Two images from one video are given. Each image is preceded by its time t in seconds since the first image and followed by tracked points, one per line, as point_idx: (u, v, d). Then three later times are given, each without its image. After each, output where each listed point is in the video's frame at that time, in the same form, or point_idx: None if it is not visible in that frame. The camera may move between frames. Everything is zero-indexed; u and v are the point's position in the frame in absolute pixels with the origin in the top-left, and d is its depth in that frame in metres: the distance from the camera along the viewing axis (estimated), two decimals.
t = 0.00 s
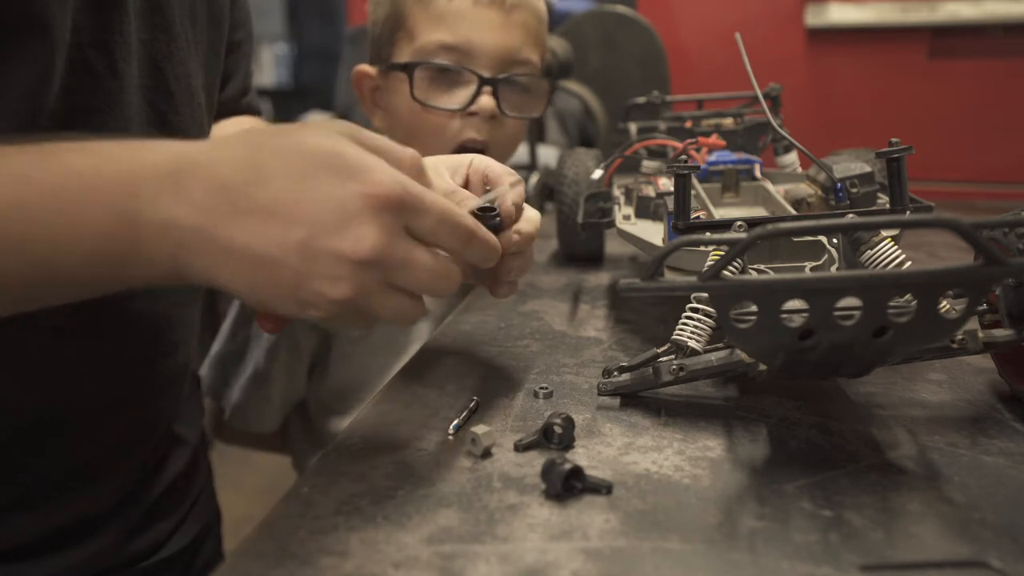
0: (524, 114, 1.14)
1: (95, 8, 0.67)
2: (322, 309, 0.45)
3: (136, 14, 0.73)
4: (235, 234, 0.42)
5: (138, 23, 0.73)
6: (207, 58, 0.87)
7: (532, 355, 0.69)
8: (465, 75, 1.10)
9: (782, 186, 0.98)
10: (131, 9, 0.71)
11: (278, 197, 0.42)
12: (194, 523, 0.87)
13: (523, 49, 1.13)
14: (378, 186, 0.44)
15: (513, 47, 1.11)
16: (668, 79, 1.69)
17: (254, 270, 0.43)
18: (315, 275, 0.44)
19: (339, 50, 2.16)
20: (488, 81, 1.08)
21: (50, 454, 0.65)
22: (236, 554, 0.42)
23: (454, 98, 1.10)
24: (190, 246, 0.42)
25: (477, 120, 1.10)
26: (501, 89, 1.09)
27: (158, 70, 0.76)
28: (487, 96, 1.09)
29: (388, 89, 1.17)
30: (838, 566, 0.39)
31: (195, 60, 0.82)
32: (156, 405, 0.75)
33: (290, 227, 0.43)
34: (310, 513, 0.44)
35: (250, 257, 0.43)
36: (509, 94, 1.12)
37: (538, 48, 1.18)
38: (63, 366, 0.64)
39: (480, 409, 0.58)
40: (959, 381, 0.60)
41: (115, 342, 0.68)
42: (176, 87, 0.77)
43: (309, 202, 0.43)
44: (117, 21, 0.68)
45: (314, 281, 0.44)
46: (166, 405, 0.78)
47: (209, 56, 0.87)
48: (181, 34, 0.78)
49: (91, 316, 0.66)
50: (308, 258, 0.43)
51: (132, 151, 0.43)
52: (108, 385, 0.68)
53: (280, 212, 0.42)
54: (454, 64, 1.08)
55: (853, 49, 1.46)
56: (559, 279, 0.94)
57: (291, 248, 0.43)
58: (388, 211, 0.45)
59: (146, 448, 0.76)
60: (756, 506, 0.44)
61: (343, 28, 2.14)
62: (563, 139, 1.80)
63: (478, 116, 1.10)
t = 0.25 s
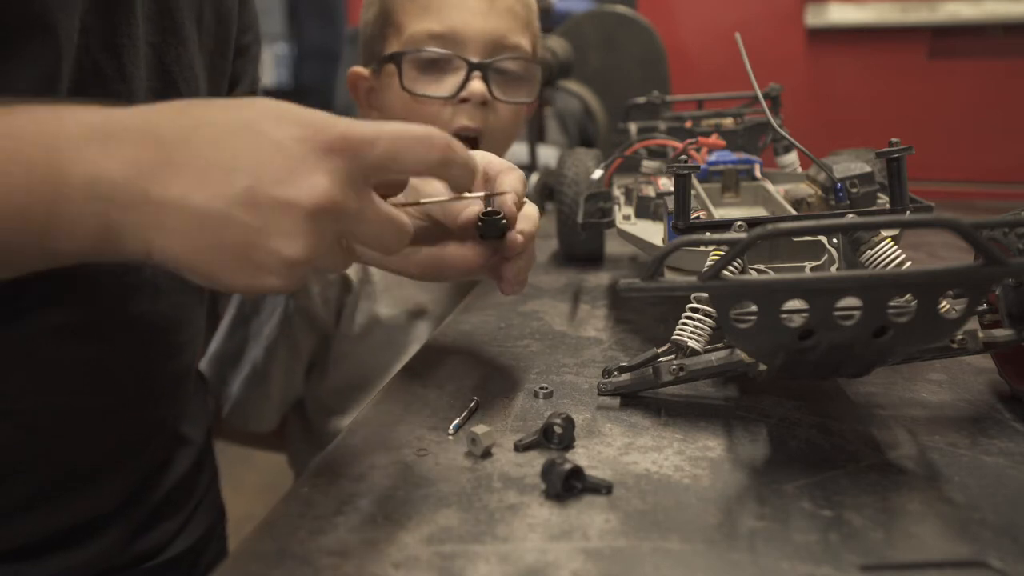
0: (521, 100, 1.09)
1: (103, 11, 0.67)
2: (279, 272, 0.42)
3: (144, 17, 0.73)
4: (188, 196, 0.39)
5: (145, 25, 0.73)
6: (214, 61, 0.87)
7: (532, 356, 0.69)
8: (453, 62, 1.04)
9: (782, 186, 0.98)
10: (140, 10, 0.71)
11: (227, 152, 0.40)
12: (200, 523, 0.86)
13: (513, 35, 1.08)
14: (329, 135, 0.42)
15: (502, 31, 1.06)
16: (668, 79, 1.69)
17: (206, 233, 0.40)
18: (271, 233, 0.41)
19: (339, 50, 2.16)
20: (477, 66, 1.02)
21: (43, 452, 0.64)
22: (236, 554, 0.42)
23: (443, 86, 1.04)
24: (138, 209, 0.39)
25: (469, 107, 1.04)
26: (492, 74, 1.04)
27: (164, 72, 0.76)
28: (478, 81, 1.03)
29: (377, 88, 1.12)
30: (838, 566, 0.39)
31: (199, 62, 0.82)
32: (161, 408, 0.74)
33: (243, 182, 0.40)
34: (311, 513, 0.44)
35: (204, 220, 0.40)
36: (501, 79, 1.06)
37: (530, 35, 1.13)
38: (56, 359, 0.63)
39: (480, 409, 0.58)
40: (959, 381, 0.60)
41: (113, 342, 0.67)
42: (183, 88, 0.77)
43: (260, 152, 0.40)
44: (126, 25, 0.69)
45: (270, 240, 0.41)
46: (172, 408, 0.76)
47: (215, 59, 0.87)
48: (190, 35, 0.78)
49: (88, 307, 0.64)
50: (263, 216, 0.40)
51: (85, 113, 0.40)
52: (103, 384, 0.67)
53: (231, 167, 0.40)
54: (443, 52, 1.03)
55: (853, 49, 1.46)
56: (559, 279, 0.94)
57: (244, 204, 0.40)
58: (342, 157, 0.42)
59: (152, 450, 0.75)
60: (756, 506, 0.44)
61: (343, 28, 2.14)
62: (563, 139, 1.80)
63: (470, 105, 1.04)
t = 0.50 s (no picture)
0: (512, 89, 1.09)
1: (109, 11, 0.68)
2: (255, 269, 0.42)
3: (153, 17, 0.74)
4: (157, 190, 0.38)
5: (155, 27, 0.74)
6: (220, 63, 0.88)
7: (532, 356, 0.69)
8: (442, 54, 1.04)
9: (782, 186, 0.98)
10: (149, 11, 0.72)
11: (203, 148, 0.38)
12: (203, 523, 0.87)
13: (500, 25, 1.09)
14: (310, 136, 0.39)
15: (489, 23, 1.07)
16: (668, 79, 1.69)
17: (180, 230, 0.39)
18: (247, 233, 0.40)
19: (339, 50, 2.17)
20: (466, 56, 1.03)
21: (44, 450, 0.64)
22: (235, 554, 0.42)
23: (432, 78, 1.04)
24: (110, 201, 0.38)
25: (459, 97, 1.04)
26: (481, 64, 1.04)
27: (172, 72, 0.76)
28: (467, 70, 1.03)
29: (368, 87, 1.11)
30: (838, 566, 0.39)
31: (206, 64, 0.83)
32: (166, 408, 0.74)
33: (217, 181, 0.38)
34: (311, 512, 0.44)
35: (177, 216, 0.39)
36: (489, 70, 1.06)
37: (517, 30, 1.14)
38: (56, 358, 0.63)
39: (480, 409, 0.58)
40: (959, 381, 0.60)
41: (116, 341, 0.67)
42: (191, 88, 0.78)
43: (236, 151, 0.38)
44: (135, 28, 0.69)
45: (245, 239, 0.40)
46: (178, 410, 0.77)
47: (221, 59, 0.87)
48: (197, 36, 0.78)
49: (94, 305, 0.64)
50: (239, 214, 0.39)
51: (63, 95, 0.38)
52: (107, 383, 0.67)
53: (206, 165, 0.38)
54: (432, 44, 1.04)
55: (853, 50, 1.46)
56: (559, 279, 0.94)
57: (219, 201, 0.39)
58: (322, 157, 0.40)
59: (158, 450, 0.76)
60: (756, 506, 0.44)
61: (343, 28, 2.15)
62: (563, 139, 1.81)
63: (460, 94, 1.04)
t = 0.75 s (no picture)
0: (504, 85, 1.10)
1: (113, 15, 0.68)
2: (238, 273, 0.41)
3: (157, 22, 0.74)
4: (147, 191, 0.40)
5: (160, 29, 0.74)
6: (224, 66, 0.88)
7: (532, 355, 0.69)
8: (434, 50, 1.04)
9: (782, 186, 0.98)
10: (153, 15, 0.72)
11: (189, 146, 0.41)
12: (204, 522, 0.87)
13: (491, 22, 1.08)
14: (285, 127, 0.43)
15: (480, 17, 1.07)
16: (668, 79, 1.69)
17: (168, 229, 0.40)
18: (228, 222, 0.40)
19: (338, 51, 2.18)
20: (457, 51, 1.03)
21: (43, 452, 0.63)
22: (235, 554, 0.42)
23: (423, 74, 1.05)
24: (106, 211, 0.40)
25: (451, 92, 1.04)
26: (472, 59, 1.04)
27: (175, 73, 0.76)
28: (460, 66, 1.03)
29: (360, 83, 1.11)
30: (838, 566, 0.39)
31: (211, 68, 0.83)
32: (167, 408, 0.75)
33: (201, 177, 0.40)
34: (310, 513, 0.44)
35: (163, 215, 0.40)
36: (481, 65, 1.07)
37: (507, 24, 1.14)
38: (56, 359, 0.63)
39: (480, 408, 0.58)
40: (959, 381, 0.60)
41: (115, 341, 0.67)
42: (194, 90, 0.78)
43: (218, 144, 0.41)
44: (139, 32, 0.70)
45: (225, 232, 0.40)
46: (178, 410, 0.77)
47: (224, 60, 0.87)
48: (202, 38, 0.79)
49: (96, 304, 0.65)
50: (220, 207, 0.40)
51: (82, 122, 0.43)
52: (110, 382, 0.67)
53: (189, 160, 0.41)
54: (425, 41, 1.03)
55: (853, 49, 1.46)
56: (559, 279, 0.94)
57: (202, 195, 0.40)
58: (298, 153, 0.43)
59: (159, 450, 0.76)
60: (756, 506, 0.44)
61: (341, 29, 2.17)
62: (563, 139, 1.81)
63: (452, 89, 1.04)
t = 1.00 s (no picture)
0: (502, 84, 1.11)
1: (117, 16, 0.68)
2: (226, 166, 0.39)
3: (161, 23, 0.74)
4: (151, 100, 0.40)
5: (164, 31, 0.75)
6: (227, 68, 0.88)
7: (532, 355, 0.69)
8: (433, 51, 1.04)
9: (782, 186, 0.98)
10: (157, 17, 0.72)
11: (191, 62, 0.42)
12: (207, 522, 0.87)
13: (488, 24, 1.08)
14: (286, 42, 0.44)
15: (476, 18, 1.07)
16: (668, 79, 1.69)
17: (162, 131, 0.39)
18: (220, 113, 0.40)
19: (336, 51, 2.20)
20: (456, 53, 1.03)
21: (41, 452, 0.63)
22: (235, 553, 0.42)
23: (421, 76, 1.04)
24: (108, 127, 0.40)
25: (449, 93, 1.05)
26: (470, 61, 1.05)
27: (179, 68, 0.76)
28: (458, 67, 1.04)
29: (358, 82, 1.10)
30: (838, 566, 0.39)
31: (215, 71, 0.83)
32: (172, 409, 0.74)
33: (198, 80, 0.41)
34: (311, 512, 0.44)
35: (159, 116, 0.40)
36: (478, 67, 1.07)
37: (501, 22, 1.14)
38: (57, 360, 0.63)
39: (480, 408, 0.58)
40: (959, 381, 0.60)
41: (116, 342, 0.66)
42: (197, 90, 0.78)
43: (218, 56, 0.42)
44: (143, 34, 0.70)
45: (216, 121, 0.39)
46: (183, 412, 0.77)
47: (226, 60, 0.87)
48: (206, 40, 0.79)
49: (95, 305, 0.65)
50: (214, 104, 0.40)
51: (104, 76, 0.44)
52: (111, 384, 0.67)
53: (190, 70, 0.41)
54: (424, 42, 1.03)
55: (853, 49, 1.46)
56: (559, 279, 0.94)
57: (197, 94, 0.40)
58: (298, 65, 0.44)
59: (162, 451, 0.76)
60: (756, 506, 0.44)
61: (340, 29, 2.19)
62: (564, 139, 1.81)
63: (450, 91, 1.05)
